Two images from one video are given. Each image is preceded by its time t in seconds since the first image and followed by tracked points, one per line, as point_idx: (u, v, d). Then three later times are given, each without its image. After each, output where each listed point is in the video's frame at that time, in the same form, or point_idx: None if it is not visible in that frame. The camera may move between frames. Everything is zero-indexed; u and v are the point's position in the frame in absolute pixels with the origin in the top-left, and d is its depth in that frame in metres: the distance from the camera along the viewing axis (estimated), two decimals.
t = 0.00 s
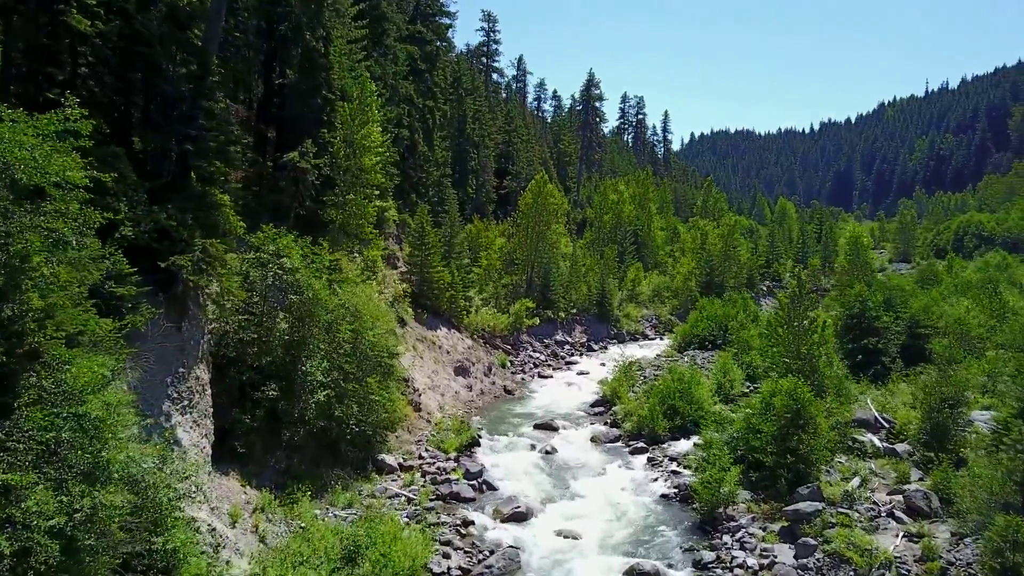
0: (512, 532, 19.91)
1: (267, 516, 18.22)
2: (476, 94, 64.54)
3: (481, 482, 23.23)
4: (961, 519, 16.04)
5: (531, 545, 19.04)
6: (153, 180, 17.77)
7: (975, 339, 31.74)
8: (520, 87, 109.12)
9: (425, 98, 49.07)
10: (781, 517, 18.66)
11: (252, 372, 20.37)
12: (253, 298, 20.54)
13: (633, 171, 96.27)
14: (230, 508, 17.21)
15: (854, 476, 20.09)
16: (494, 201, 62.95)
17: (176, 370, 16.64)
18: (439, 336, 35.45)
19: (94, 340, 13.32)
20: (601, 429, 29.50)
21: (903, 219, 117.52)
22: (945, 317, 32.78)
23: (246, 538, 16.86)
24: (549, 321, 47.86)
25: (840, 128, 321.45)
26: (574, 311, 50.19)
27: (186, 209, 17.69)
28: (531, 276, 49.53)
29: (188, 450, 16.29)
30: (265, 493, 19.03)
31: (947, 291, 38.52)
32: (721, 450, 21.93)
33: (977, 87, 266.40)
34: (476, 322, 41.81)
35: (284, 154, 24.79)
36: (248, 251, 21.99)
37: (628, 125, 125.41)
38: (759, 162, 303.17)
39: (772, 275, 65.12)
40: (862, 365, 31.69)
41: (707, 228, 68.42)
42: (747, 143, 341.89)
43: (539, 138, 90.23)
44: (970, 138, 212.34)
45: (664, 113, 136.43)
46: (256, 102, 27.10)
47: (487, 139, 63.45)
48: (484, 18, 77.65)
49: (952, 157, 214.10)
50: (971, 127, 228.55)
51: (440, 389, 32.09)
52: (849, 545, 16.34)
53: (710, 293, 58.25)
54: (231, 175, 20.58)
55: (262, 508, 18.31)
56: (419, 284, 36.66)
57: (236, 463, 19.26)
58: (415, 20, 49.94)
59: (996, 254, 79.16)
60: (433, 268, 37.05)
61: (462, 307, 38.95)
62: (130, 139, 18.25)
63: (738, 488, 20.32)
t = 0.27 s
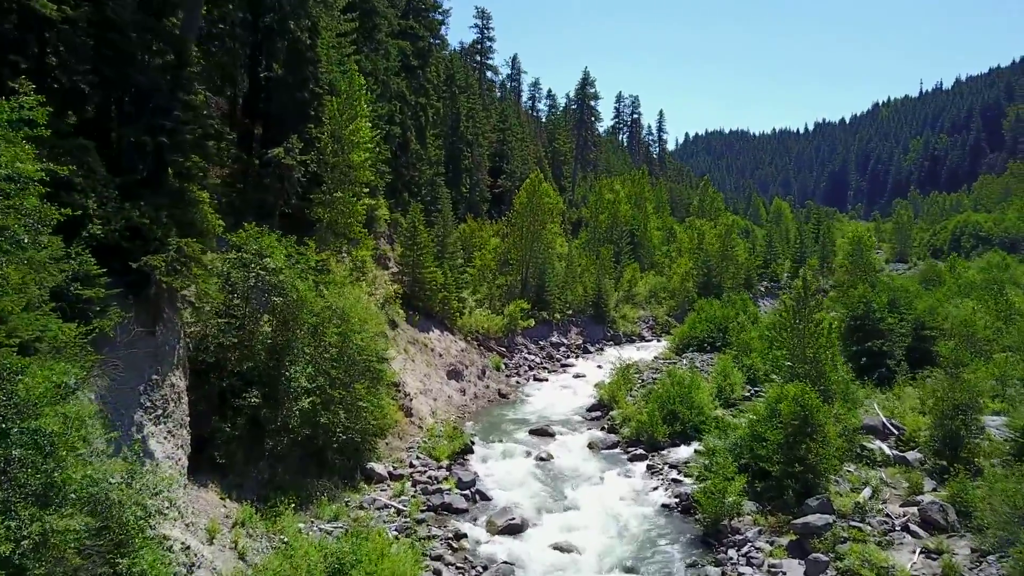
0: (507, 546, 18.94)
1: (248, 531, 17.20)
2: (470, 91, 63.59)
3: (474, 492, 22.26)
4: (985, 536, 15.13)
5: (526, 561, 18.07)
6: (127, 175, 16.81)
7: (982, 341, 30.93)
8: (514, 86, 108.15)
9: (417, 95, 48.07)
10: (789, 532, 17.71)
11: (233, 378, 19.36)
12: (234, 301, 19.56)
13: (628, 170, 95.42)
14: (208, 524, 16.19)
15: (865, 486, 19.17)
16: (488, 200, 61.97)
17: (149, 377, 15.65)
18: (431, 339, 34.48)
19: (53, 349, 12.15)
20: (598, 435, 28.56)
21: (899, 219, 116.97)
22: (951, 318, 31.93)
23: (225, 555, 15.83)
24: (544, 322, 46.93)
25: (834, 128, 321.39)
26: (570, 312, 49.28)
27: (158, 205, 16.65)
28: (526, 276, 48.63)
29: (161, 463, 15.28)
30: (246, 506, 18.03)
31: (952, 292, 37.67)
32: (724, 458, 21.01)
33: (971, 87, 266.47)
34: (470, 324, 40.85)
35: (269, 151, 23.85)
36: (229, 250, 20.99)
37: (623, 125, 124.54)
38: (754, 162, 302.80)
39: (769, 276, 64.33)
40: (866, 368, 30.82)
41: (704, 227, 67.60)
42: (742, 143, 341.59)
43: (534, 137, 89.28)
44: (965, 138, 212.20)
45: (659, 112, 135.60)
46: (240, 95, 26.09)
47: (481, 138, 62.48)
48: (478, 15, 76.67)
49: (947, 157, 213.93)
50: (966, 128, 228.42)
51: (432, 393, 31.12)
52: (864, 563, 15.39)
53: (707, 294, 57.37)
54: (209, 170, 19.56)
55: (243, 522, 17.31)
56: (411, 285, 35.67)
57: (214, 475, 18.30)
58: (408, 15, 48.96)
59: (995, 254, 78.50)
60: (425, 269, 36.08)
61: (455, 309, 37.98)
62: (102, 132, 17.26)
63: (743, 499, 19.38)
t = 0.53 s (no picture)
0: (502, 561, 17.98)
1: (227, 548, 16.17)
2: (465, 89, 62.66)
3: (467, 503, 21.30)
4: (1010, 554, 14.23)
5: None
6: (97, 170, 15.82)
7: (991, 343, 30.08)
8: (509, 85, 107.19)
9: (410, 92, 47.10)
10: (800, 547, 16.79)
11: (212, 385, 18.36)
12: (214, 304, 18.57)
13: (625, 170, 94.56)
14: (183, 541, 15.19)
15: (878, 498, 18.26)
16: (482, 200, 61.05)
17: (119, 386, 14.63)
18: (423, 342, 33.49)
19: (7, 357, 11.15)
20: (597, 441, 27.61)
21: (897, 218, 116.28)
22: (959, 320, 31.09)
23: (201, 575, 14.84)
24: (540, 324, 45.98)
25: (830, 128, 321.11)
26: (567, 314, 48.36)
27: (130, 202, 15.65)
28: (521, 277, 47.71)
29: (131, 478, 14.22)
30: (225, 521, 17.00)
31: (958, 292, 36.84)
32: (730, 468, 20.07)
33: (966, 87, 266.38)
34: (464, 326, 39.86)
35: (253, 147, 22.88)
36: (210, 250, 19.98)
37: (619, 124, 123.63)
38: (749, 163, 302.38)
39: (768, 276, 63.52)
40: (872, 371, 29.97)
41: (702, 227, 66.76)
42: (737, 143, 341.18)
43: (529, 136, 88.29)
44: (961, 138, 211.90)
45: (655, 112, 134.76)
46: (224, 89, 25.09)
47: (476, 136, 61.51)
48: (472, 13, 75.76)
49: (943, 158, 213.55)
50: (962, 128, 228.18)
51: (425, 397, 30.17)
52: None
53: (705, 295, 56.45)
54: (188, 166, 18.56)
55: (222, 538, 16.30)
56: (403, 286, 34.68)
57: (191, 488, 17.30)
58: (401, 10, 48.05)
59: (994, 255, 77.77)
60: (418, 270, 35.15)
61: (449, 311, 36.99)
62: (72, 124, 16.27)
63: (750, 511, 18.45)
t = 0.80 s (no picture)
0: None
1: (203, 568, 15.10)
2: (460, 87, 61.67)
3: (461, 516, 20.26)
4: None
5: None
6: (62, 164, 14.78)
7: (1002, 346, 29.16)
8: (505, 84, 106.16)
9: (403, 89, 46.10)
10: (814, 566, 15.78)
11: (189, 394, 17.27)
12: (190, 308, 17.51)
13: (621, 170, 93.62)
14: (154, 563, 14.11)
15: (894, 512, 17.27)
16: (477, 200, 60.04)
17: (85, 397, 13.56)
18: (416, 345, 32.47)
19: None
20: (595, 449, 26.58)
21: (895, 219, 115.50)
22: (968, 322, 30.15)
23: None
24: (535, 326, 44.98)
25: (825, 129, 320.80)
26: (563, 316, 47.35)
27: (97, 198, 14.60)
28: (517, 278, 46.70)
29: (96, 497, 13.13)
30: (202, 539, 15.92)
31: (965, 294, 35.92)
32: (736, 481, 19.06)
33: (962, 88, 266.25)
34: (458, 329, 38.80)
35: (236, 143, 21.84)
36: (188, 251, 18.93)
37: (615, 124, 122.67)
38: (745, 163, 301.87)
39: (768, 277, 62.60)
40: (879, 375, 29.02)
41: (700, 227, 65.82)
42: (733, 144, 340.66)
43: (524, 135, 87.30)
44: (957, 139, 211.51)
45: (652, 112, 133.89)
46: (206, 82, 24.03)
47: (470, 135, 60.51)
48: (467, 10, 74.78)
49: (938, 158, 213.12)
50: (958, 128, 227.80)
51: (417, 403, 29.14)
52: None
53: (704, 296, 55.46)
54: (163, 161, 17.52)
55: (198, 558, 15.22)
56: (395, 288, 33.63)
57: (166, 503, 16.25)
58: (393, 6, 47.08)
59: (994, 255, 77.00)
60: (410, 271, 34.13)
61: (443, 313, 35.96)
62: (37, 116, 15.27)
63: (760, 526, 17.45)
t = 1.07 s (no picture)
0: None
1: None
2: (454, 85, 60.68)
3: (454, 531, 19.22)
4: None
5: None
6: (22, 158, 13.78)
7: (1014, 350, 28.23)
8: (500, 83, 105.14)
9: (396, 87, 45.08)
10: None
11: (165, 404, 16.19)
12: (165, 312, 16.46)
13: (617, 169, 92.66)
14: None
15: (914, 529, 16.28)
16: (472, 199, 59.03)
17: (46, 409, 12.51)
18: (409, 349, 31.44)
19: None
20: (595, 458, 25.56)
21: (893, 219, 114.69)
22: (979, 325, 29.21)
23: None
24: (532, 328, 43.95)
25: (821, 129, 320.46)
26: (560, 318, 46.34)
27: (60, 195, 13.57)
28: (513, 280, 45.69)
29: (55, 520, 12.04)
30: (177, 561, 14.84)
31: (973, 295, 34.98)
32: (744, 495, 18.08)
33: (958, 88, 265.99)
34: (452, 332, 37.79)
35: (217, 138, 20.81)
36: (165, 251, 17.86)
37: (611, 123, 121.72)
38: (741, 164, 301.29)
39: (767, 278, 61.67)
40: (888, 380, 28.06)
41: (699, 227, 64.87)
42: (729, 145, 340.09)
43: (520, 134, 86.28)
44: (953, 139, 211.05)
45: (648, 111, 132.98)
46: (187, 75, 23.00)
47: (465, 133, 59.48)
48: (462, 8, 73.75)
49: (935, 158, 212.60)
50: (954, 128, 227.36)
51: (410, 409, 28.12)
52: None
53: (703, 297, 54.48)
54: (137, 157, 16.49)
55: None
56: (387, 290, 32.59)
57: (139, 521, 15.19)
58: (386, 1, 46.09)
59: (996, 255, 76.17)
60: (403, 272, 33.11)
61: (436, 316, 34.93)
62: None
63: (771, 543, 16.42)
